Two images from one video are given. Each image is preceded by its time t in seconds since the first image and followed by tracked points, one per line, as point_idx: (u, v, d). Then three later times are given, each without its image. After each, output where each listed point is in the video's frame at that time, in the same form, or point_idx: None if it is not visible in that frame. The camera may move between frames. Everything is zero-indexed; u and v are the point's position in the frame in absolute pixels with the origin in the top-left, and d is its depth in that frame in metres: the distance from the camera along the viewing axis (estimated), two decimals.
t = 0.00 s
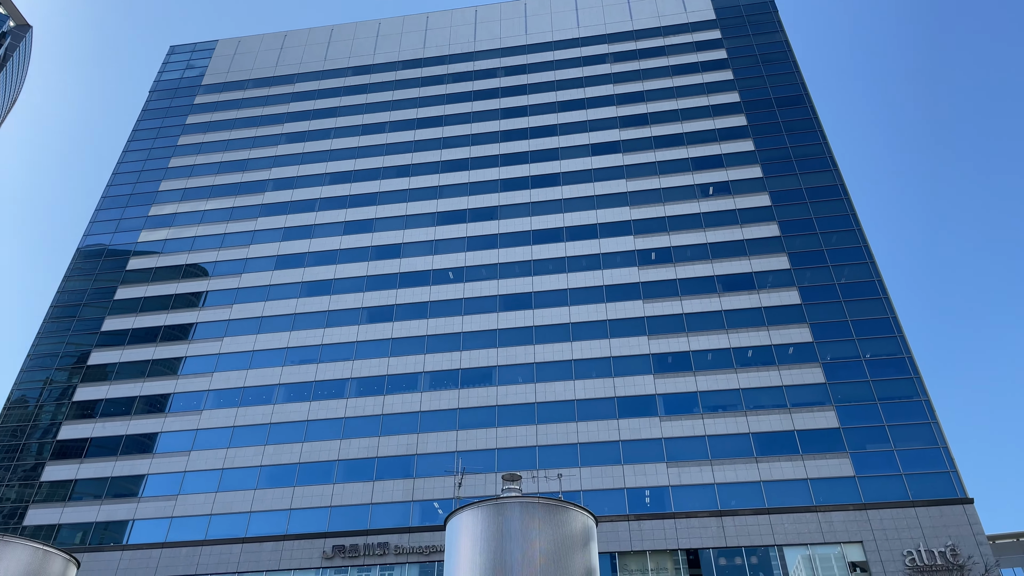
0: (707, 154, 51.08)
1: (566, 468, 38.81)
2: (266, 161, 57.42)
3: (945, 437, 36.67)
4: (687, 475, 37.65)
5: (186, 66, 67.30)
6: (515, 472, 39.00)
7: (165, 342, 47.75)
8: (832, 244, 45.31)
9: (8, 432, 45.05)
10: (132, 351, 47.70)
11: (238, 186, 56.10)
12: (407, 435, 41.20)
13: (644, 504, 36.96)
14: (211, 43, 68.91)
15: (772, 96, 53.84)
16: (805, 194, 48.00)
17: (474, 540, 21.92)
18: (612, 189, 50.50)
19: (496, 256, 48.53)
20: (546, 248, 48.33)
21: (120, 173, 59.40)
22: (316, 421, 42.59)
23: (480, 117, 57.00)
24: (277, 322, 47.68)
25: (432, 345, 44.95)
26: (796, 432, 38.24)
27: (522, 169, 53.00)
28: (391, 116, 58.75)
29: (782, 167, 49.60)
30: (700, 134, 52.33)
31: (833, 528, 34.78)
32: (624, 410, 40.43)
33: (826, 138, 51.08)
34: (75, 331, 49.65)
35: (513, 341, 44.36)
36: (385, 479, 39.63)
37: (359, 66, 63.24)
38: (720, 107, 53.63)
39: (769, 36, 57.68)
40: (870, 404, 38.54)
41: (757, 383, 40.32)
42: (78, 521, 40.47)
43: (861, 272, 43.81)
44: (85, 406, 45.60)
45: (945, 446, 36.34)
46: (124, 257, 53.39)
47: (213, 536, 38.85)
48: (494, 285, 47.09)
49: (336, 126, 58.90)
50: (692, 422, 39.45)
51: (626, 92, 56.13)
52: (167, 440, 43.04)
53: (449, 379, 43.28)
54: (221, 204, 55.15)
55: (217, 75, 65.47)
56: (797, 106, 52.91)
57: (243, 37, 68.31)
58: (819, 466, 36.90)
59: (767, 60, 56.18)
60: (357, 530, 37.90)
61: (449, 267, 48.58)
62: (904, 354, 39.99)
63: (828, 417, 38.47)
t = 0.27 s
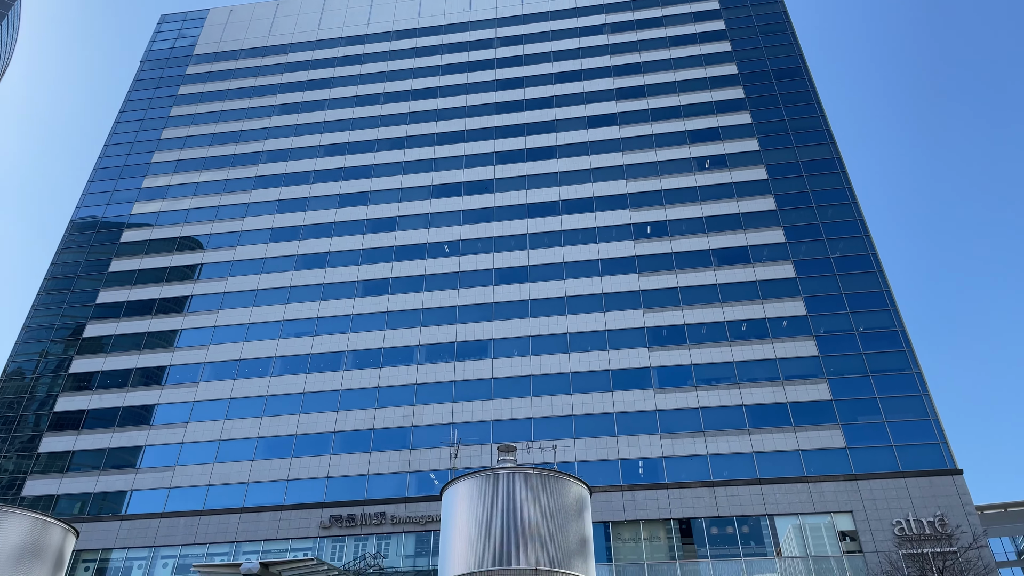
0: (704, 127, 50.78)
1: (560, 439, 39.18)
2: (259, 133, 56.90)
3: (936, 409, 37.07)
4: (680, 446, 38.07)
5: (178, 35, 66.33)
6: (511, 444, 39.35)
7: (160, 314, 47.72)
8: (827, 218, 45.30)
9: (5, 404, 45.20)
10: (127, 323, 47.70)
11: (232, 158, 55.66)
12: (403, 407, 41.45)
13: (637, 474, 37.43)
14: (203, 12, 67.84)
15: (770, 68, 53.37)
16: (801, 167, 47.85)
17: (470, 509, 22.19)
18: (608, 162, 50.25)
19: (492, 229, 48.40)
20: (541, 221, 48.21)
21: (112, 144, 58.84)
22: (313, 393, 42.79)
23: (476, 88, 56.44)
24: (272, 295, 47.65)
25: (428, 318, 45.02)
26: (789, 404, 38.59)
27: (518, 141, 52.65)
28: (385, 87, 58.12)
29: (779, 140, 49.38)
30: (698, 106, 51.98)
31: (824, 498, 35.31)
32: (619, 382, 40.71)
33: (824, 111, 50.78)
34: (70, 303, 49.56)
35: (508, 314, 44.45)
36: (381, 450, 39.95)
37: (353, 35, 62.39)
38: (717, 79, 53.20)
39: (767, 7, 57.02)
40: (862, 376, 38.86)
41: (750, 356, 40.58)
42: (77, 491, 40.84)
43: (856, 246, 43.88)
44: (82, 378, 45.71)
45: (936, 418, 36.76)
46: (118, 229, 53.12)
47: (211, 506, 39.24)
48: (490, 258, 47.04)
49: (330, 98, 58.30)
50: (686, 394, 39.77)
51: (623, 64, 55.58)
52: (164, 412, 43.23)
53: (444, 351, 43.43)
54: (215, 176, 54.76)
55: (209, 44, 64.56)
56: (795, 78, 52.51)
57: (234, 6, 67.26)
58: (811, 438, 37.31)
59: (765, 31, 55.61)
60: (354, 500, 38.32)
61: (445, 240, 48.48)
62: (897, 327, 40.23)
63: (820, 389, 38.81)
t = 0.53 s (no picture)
0: (701, 101, 50.44)
1: (556, 413, 39.46)
2: (253, 106, 56.35)
3: (929, 383, 37.38)
4: (674, 420, 38.39)
5: (170, 6, 65.38)
6: (506, 417, 39.62)
7: (156, 289, 47.65)
8: (824, 193, 45.23)
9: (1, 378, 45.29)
10: (122, 298, 47.63)
11: (225, 131, 55.17)
12: (399, 382, 41.64)
13: (631, 447, 37.78)
14: None
15: (769, 42, 52.89)
16: (798, 142, 47.66)
17: (466, 481, 22.38)
18: (605, 137, 49.96)
19: (488, 204, 48.22)
20: (537, 196, 48.03)
21: (104, 117, 58.26)
22: (309, 368, 42.92)
23: (472, 61, 55.87)
24: (268, 269, 47.55)
25: (424, 293, 45.03)
26: (783, 378, 38.85)
27: (514, 115, 52.26)
28: (380, 60, 57.47)
29: (776, 114, 49.11)
30: (695, 80, 51.59)
31: (816, 470, 35.74)
32: (614, 356, 40.90)
33: (822, 85, 50.45)
34: (64, 278, 49.42)
35: (504, 289, 44.47)
36: (378, 424, 40.19)
37: (348, 7, 61.57)
38: (715, 53, 52.73)
39: None
40: (856, 351, 39.10)
41: (745, 331, 40.76)
42: (75, 465, 41.10)
43: (852, 221, 43.89)
44: (78, 352, 45.75)
45: (928, 392, 37.09)
46: (111, 204, 52.79)
47: (209, 479, 39.54)
48: (486, 233, 46.93)
49: (324, 70, 57.66)
50: (680, 369, 40.00)
51: (620, 37, 55.01)
52: (161, 386, 43.35)
53: (440, 326, 43.52)
54: (208, 149, 54.33)
55: (201, 16, 63.65)
56: (794, 52, 52.08)
57: None
58: (804, 412, 37.64)
59: (764, 4, 55.03)
60: (351, 473, 38.65)
61: (441, 215, 48.31)
62: (891, 302, 40.40)
63: (814, 363, 39.05)
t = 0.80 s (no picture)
0: (699, 77, 50.08)
1: (551, 389, 39.69)
2: (246, 81, 55.77)
3: (922, 359, 37.63)
4: (669, 396, 38.65)
5: None
6: (502, 393, 39.83)
7: (151, 265, 47.52)
8: (821, 170, 45.12)
9: None
10: (118, 274, 47.52)
11: (219, 106, 54.66)
12: (395, 358, 41.77)
13: (626, 423, 38.09)
14: None
15: (768, 17, 52.40)
16: (796, 118, 47.43)
17: (463, 456, 22.52)
18: (602, 113, 49.65)
19: (484, 181, 48.02)
20: (534, 173, 47.82)
21: (96, 91, 57.64)
22: (306, 344, 43.00)
23: (468, 35, 55.25)
24: (264, 246, 47.42)
25: (420, 270, 45.00)
26: (777, 354, 39.06)
27: (511, 90, 51.83)
28: (375, 34, 56.80)
29: (775, 90, 48.81)
30: (694, 55, 51.15)
31: (809, 446, 36.10)
32: (610, 333, 41.04)
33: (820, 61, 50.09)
34: (59, 253, 49.21)
35: (501, 266, 44.46)
36: (375, 399, 40.39)
37: None
38: (714, 28, 52.22)
39: None
40: (850, 327, 39.28)
41: (740, 307, 40.87)
42: (73, 440, 41.28)
43: (848, 198, 43.84)
44: (74, 328, 45.72)
45: (921, 368, 37.35)
46: (105, 179, 52.42)
47: (206, 454, 39.79)
48: (482, 210, 46.79)
49: (319, 44, 57.00)
50: (676, 346, 40.17)
51: (618, 11, 54.42)
52: (158, 362, 43.42)
53: (437, 303, 43.56)
54: (202, 124, 53.87)
55: None
56: (793, 28, 51.63)
57: None
58: (798, 388, 37.91)
59: None
60: (348, 448, 38.92)
61: (437, 192, 48.11)
62: (886, 279, 40.52)
63: (809, 340, 39.24)
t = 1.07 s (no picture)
0: (698, 52, 49.67)
1: (548, 365, 39.88)
2: (241, 55, 55.18)
3: (917, 336, 37.83)
4: (665, 372, 38.88)
5: None
6: (499, 369, 39.99)
7: (147, 241, 47.36)
8: (819, 147, 44.97)
9: None
10: (113, 250, 47.39)
11: (213, 81, 54.14)
12: (392, 334, 41.86)
13: (622, 399, 38.36)
14: None
15: None
16: (795, 95, 47.16)
17: (460, 432, 22.68)
18: (600, 89, 49.29)
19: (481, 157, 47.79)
20: (531, 149, 47.59)
21: (89, 65, 57.02)
22: (303, 321, 43.05)
23: (465, 9, 54.62)
24: (260, 222, 47.26)
25: (417, 247, 44.94)
26: (773, 331, 39.23)
27: (508, 65, 51.38)
28: (371, 7, 56.13)
29: (773, 66, 48.48)
30: (693, 31, 50.69)
31: (803, 421, 36.42)
32: (607, 310, 41.14)
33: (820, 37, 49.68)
34: (54, 229, 49.00)
35: (498, 243, 44.40)
36: (372, 376, 40.56)
37: None
38: (713, 2, 51.69)
39: None
40: (846, 304, 39.43)
41: (736, 284, 40.96)
42: (71, 415, 41.44)
43: (846, 175, 43.75)
44: (70, 305, 45.68)
45: (916, 345, 37.56)
46: (99, 154, 52.04)
47: (205, 429, 40.00)
48: (479, 187, 46.62)
49: (314, 18, 56.34)
50: (672, 322, 40.31)
51: None
52: (155, 338, 43.48)
53: (434, 280, 43.56)
54: (196, 99, 53.40)
55: None
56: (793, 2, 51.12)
57: None
58: (793, 364, 38.14)
59: None
60: (346, 424, 39.16)
61: (433, 168, 47.88)
62: (882, 257, 40.59)
63: (804, 317, 39.40)
